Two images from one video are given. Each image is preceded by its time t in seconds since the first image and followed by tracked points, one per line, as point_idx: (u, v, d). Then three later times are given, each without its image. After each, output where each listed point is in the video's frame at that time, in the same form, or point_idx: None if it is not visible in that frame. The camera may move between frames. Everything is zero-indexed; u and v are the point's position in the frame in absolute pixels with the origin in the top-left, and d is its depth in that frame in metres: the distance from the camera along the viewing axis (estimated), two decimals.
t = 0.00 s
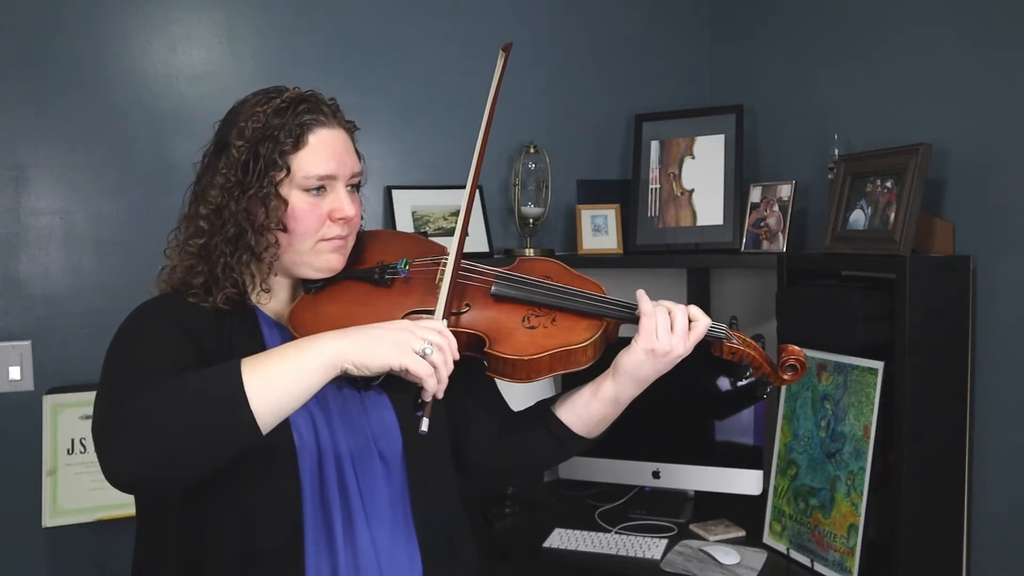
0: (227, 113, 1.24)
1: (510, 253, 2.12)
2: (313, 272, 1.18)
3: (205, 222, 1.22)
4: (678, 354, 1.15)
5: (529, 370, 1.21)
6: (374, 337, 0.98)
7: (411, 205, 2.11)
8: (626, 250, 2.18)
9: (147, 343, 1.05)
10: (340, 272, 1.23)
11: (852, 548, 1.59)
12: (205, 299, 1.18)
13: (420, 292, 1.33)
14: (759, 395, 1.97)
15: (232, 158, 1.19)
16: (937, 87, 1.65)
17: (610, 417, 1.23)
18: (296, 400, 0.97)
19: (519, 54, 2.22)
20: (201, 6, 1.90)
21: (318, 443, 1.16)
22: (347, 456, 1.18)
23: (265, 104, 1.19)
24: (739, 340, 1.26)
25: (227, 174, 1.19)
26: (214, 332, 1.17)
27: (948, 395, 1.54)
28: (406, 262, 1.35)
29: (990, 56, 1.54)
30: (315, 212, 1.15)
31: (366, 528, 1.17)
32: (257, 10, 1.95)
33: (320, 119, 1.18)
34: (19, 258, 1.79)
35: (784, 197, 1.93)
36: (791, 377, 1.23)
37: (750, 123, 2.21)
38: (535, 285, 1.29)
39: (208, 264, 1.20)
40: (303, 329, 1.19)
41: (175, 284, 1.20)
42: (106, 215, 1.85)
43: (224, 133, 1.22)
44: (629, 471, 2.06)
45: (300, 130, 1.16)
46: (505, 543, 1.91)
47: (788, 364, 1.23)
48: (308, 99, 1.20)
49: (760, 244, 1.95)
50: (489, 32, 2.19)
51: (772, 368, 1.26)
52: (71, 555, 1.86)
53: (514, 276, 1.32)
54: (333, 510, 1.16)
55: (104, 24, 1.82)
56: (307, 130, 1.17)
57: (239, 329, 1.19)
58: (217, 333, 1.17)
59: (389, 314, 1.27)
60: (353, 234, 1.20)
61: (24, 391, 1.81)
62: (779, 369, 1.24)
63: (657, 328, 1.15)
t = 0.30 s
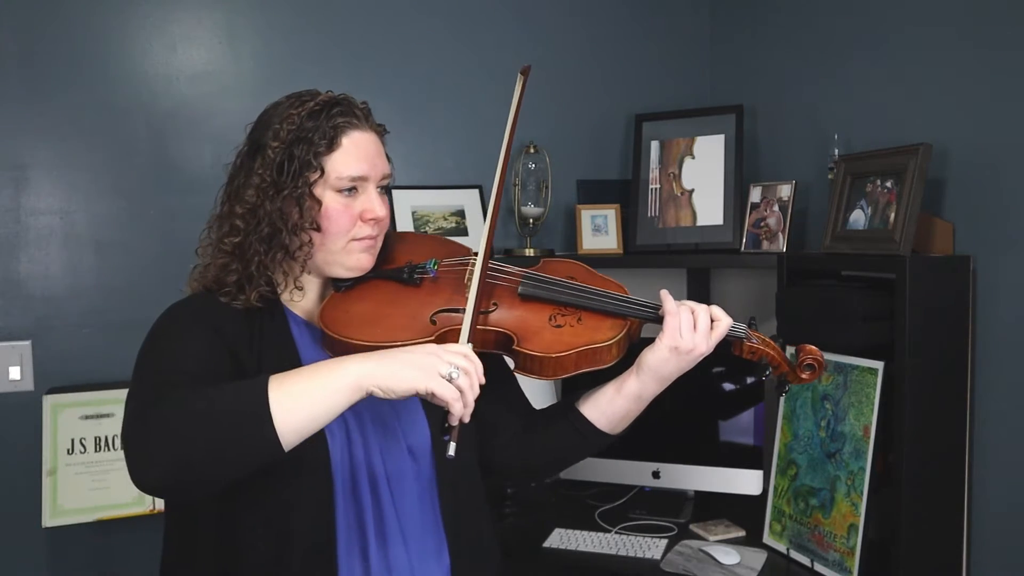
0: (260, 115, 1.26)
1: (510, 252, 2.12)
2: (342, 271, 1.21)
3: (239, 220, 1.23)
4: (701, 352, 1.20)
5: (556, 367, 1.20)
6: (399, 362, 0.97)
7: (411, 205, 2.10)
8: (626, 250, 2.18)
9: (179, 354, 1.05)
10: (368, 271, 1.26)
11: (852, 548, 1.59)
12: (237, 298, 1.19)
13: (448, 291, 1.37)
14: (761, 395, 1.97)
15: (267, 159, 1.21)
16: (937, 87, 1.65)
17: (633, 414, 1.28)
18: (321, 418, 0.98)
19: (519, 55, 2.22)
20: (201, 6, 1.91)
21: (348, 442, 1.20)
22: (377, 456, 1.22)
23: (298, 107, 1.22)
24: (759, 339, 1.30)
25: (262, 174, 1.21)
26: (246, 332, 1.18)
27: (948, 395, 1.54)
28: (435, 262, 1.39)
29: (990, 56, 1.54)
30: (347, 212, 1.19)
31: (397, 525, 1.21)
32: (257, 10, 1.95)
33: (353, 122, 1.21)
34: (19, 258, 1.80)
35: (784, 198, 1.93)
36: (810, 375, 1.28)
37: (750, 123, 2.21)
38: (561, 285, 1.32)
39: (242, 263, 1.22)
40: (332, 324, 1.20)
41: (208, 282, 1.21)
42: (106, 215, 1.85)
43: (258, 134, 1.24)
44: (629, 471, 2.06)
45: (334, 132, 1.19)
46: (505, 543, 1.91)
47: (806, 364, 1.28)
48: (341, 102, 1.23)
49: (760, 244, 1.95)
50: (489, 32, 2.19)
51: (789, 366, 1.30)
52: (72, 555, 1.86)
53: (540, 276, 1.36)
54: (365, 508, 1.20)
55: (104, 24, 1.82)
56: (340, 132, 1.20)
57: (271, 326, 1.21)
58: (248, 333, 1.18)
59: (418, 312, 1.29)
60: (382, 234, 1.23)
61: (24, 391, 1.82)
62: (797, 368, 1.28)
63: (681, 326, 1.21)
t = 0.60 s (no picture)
0: (292, 118, 1.27)
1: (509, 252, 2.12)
2: (372, 271, 1.23)
3: (274, 220, 1.24)
4: (723, 348, 1.21)
5: (582, 363, 1.22)
6: (422, 387, 0.97)
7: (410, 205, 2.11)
8: (626, 250, 2.18)
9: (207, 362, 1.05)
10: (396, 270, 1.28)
11: (852, 548, 1.59)
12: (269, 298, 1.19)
13: (475, 290, 1.39)
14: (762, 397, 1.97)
15: (300, 160, 1.22)
16: (937, 86, 1.65)
17: (655, 410, 1.28)
18: (341, 440, 0.98)
19: (518, 55, 2.22)
20: (200, 6, 1.91)
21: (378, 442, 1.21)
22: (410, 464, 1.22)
23: (330, 110, 1.23)
24: (777, 336, 1.29)
25: (296, 176, 1.22)
26: (274, 331, 1.18)
27: (949, 395, 1.54)
28: (463, 262, 1.43)
29: (990, 56, 1.54)
30: (378, 212, 1.20)
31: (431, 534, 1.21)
32: (257, 10, 1.95)
33: (384, 125, 1.23)
34: (19, 258, 1.80)
35: (784, 197, 1.93)
36: (827, 372, 1.26)
37: (750, 123, 2.21)
38: (586, 284, 1.35)
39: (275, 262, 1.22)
40: (362, 319, 1.21)
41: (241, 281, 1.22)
42: (106, 215, 1.85)
43: (291, 136, 1.25)
44: (629, 471, 2.05)
45: (366, 135, 1.20)
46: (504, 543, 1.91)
47: (823, 361, 1.26)
48: (372, 106, 1.24)
49: (760, 244, 1.95)
50: (489, 32, 2.19)
51: (807, 364, 1.28)
52: (72, 554, 1.87)
53: (567, 275, 1.39)
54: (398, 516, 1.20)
55: (104, 24, 1.83)
56: (372, 135, 1.21)
57: (300, 325, 1.21)
58: (276, 332, 1.18)
59: (447, 309, 1.31)
60: (410, 234, 1.25)
61: (24, 391, 1.82)
62: (814, 366, 1.27)
63: (703, 323, 1.21)
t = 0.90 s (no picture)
0: (319, 121, 1.32)
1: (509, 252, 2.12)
2: (396, 270, 1.28)
3: (302, 222, 1.29)
4: (741, 344, 1.21)
5: (602, 359, 1.25)
6: (437, 414, 0.96)
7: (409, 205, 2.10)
8: (626, 250, 2.18)
9: (239, 365, 1.08)
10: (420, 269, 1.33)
11: (852, 548, 1.59)
12: (298, 297, 1.25)
13: (497, 288, 1.42)
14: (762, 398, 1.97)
15: (328, 162, 1.27)
16: (937, 87, 1.65)
17: (675, 404, 1.29)
18: (356, 462, 0.98)
19: (518, 55, 2.22)
20: (200, 6, 1.91)
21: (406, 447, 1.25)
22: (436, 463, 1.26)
23: (356, 113, 1.28)
24: (792, 333, 1.31)
25: (323, 178, 1.27)
26: (301, 331, 1.23)
27: (949, 395, 1.54)
28: (485, 261, 1.46)
29: (990, 56, 1.54)
30: (403, 212, 1.25)
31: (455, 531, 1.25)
32: (256, 10, 1.95)
33: (408, 128, 1.28)
34: (19, 259, 1.80)
35: (784, 197, 1.93)
36: (842, 368, 1.26)
37: (750, 123, 2.21)
38: (606, 283, 1.37)
39: (303, 262, 1.27)
40: (388, 318, 1.25)
41: (270, 280, 1.27)
42: (106, 215, 1.86)
43: (318, 140, 1.30)
44: (629, 472, 2.05)
45: (391, 138, 1.26)
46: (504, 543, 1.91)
47: (838, 358, 1.26)
48: (396, 110, 1.29)
49: (760, 244, 1.95)
50: (488, 32, 2.19)
51: (824, 360, 1.30)
52: (72, 554, 1.87)
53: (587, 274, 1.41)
54: (424, 514, 1.25)
55: (105, 24, 1.83)
56: (397, 137, 1.26)
57: (326, 320, 1.27)
58: (303, 333, 1.23)
59: (470, 307, 1.34)
60: (434, 234, 1.30)
61: (24, 391, 1.82)
62: (830, 362, 1.27)
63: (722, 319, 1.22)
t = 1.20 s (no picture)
0: (338, 123, 1.32)
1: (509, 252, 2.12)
2: (415, 270, 1.28)
3: (322, 223, 1.29)
4: (752, 343, 1.22)
5: (617, 357, 1.26)
6: (438, 448, 0.94)
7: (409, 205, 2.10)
8: (626, 250, 2.18)
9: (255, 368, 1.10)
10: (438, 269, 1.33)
11: (852, 548, 1.59)
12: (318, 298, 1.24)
13: (513, 288, 1.43)
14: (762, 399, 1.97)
15: (347, 164, 1.27)
16: (937, 87, 1.65)
17: (688, 403, 1.29)
18: (357, 489, 0.97)
19: (517, 55, 2.22)
20: (200, 5, 1.91)
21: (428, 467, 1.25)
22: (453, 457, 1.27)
23: (374, 116, 1.27)
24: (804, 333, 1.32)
25: (343, 180, 1.27)
26: (319, 331, 1.24)
27: (949, 395, 1.54)
28: (502, 261, 1.47)
29: (990, 56, 1.54)
30: (421, 213, 1.25)
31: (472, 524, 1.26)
32: (256, 9, 1.95)
33: (426, 130, 1.27)
34: (19, 259, 1.80)
35: (784, 198, 1.93)
36: (853, 367, 1.26)
37: (750, 123, 2.21)
38: (621, 282, 1.37)
39: (322, 263, 1.27)
40: (406, 317, 1.26)
41: (290, 281, 1.28)
42: (106, 215, 1.86)
43: (338, 141, 1.30)
44: (629, 472, 2.05)
45: (409, 140, 1.25)
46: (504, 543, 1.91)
47: (848, 357, 1.26)
48: (415, 112, 1.28)
49: (760, 244, 1.95)
50: (488, 31, 2.19)
51: (835, 360, 1.30)
52: (72, 554, 1.87)
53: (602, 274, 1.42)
54: (442, 507, 1.26)
55: (105, 23, 1.83)
56: (416, 140, 1.26)
57: (345, 319, 1.27)
58: (322, 334, 1.24)
59: (486, 306, 1.35)
60: (452, 235, 1.30)
61: (24, 391, 1.82)
62: (841, 361, 1.28)
63: (734, 318, 1.22)
